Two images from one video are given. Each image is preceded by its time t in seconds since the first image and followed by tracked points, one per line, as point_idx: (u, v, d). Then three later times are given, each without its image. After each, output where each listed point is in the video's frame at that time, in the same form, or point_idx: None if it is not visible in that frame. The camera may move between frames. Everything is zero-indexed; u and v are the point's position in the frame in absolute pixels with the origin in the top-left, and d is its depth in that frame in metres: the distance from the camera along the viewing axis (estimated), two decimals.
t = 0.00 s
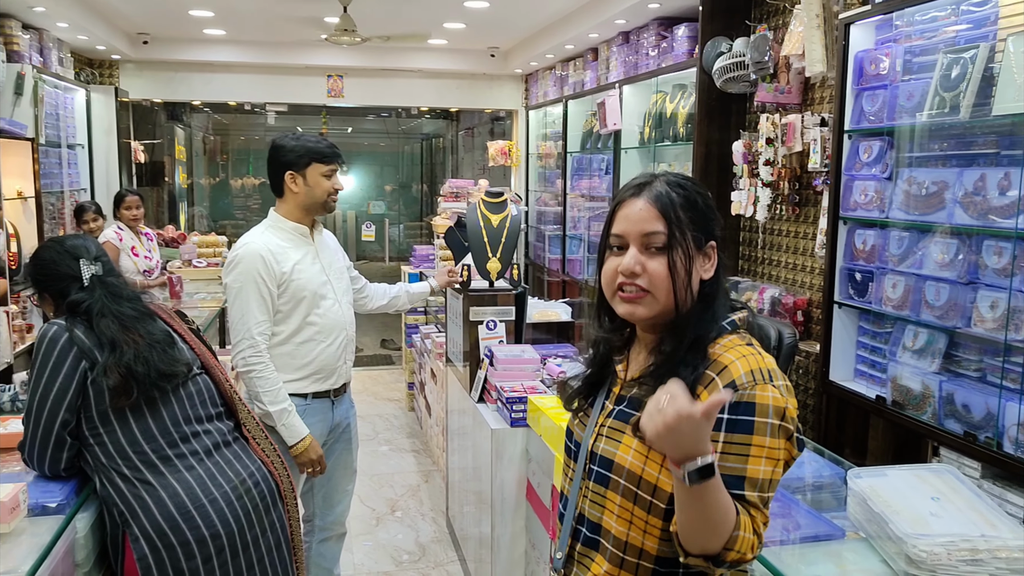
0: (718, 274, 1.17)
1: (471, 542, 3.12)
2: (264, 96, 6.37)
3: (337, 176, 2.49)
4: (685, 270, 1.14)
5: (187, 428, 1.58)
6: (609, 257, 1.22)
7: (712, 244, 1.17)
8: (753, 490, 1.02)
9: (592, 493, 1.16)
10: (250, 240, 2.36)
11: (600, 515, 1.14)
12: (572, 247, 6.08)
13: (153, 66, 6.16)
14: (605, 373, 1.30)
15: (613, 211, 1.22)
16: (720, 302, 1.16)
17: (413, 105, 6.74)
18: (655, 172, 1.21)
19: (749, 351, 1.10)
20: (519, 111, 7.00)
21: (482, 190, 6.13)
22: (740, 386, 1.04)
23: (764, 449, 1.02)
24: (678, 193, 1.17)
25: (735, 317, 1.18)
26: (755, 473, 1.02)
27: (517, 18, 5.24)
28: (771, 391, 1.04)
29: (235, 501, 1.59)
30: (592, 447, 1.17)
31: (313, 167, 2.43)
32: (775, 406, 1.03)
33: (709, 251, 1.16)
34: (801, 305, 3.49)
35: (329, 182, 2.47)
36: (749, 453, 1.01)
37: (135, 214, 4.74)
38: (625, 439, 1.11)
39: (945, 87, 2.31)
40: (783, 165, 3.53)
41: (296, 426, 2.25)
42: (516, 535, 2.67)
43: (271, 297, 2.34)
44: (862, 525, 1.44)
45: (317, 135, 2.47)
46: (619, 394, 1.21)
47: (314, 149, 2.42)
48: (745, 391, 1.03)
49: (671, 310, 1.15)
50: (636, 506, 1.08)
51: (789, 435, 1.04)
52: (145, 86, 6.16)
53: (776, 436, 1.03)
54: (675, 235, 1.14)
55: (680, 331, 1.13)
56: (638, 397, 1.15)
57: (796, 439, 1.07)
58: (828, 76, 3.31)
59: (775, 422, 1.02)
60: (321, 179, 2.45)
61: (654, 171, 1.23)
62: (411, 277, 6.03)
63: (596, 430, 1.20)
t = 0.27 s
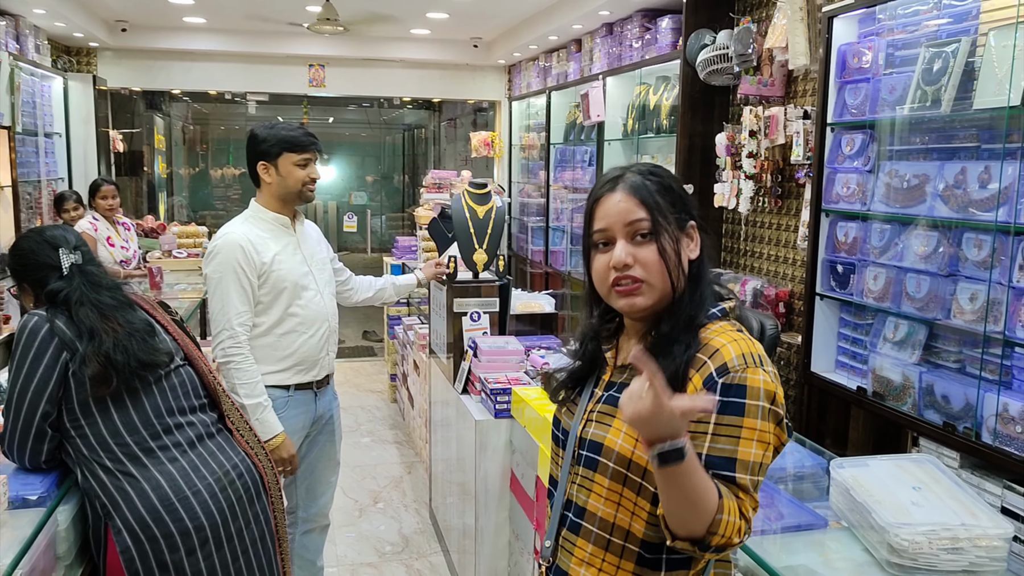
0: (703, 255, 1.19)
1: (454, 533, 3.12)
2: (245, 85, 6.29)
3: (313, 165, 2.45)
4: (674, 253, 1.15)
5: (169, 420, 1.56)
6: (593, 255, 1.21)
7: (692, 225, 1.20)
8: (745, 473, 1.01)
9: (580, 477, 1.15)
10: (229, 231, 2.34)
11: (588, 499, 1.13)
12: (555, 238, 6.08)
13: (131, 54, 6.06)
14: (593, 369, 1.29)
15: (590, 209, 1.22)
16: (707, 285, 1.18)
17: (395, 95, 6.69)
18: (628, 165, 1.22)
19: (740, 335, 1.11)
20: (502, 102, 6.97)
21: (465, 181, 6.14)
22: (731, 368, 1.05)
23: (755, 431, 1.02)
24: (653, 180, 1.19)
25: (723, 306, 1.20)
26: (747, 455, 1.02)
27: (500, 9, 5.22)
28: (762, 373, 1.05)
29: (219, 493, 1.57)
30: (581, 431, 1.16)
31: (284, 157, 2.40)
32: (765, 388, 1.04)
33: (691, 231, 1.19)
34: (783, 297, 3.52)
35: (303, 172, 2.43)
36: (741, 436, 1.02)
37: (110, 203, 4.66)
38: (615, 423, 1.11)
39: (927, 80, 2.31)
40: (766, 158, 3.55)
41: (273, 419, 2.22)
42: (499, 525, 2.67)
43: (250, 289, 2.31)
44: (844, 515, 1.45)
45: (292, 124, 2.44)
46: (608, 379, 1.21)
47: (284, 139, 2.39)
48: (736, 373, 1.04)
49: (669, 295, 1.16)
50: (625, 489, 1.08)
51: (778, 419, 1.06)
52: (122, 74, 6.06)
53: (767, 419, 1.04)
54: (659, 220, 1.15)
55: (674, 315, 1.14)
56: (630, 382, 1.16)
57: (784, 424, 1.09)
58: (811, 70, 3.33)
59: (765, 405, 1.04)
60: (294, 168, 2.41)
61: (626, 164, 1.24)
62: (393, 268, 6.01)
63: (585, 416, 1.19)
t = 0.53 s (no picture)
0: (688, 253, 1.15)
1: (439, 525, 3.11)
2: (226, 73, 6.21)
3: (288, 154, 2.41)
4: (659, 253, 1.11)
5: (154, 410, 1.54)
6: (578, 254, 1.18)
7: (678, 223, 1.15)
8: (751, 470, 1.00)
9: (574, 480, 1.15)
10: (212, 219, 2.32)
11: (585, 502, 1.13)
12: (539, 231, 6.08)
13: (111, 40, 5.95)
14: (581, 367, 1.27)
15: (575, 205, 1.18)
16: (691, 283, 1.13)
17: (379, 86, 6.64)
18: (612, 162, 1.18)
19: (728, 333, 1.06)
20: (486, 94, 6.94)
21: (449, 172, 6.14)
22: (721, 369, 1.01)
23: (754, 428, 1.00)
24: (637, 178, 1.15)
25: (708, 300, 1.15)
26: (750, 453, 1.00)
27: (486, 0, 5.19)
28: (753, 370, 1.02)
29: (206, 485, 1.55)
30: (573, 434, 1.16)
31: (257, 147, 2.38)
32: (759, 385, 1.01)
33: (676, 229, 1.14)
34: (767, 292, 3.54)
35: (276, 161, 2.39)
36: (741, 434, 0.99)
37: (88, 192, 4.59)
38: (608, 426, 1.11)
39: (915, 78, 2.33)
40: (752, 152, 3.56)
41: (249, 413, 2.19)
42: (486, 518, 2.65)
43: (229, 282, 2.28)
44: (833, 508, 1.47)
45: (270, 114, 2.41)
46: (597, 380, 1.18)
47: (256, 127, 2.37)
48: (726, 374, 1.01)
49: (653, 292, 1.12)
50: (623, 492, 1.08)
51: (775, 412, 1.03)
52: (102, 60, 5.95)
53: (763, 414, 1.02)
54: (644, 219, 1.12)
55: (660, 315, 1.10)
56: (618, 383, 1.13)
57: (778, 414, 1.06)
58: (798, 65, 3.35)
59: (760, 401, 1.01)
60: (266, 158, 2.38)
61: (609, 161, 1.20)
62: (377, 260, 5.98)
63: (576, 418, 1.18)
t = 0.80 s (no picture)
0: (685, 256, 1.10)
1: (424, 527, 3.08)
2: (204, 71, 6.12)
3: (266, 153, 2.37)
4: (648, 248, 1.07)
5: (141, 414, 1.50)
6: (574, 238, 1.15)
7: (679, 224, 1.11)
8: (739, 472, 0.97)
9: (567, 483, 1.12)
10: (194, 220, 2.27)
11: (578, 505, 1.10)
12: (521, 230, 6.07)
13: (85, 37, 5.83)
14: (574, 366, 1.21)
15: (579, 190, 1.16)
16: (686, 286, 1.09)
17: (359, 84, 6.58)
18: (622, 155, 1.15)
19: (720, 334, 1.04)
20: (467, 92, 6.90)
21: (430, 172, 6.17)
22: (713, 368, 0.99)
23: (744, 430, 0.98)
24: (644, 172, 1.11)
25: (704, 302, 1.11)
26: (739, 454, 0.97)
27: None
28: (745, 371, 1.00)
29: (194, 489, 1.52)
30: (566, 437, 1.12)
31: (234, 146, 2.35)
32: (749, 385, 0.99)
33: (675, 232, 1.10)
34: (751, 291, 3.55)
35: (254, 161, 2.35)
36: (730, 436, 0.97)
37: (63, 193, 4.52)
38: (601, 427, 1.07)
39: (899, 77, 2.34)
40: (736, 152, 3.56)
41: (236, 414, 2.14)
42: (472, 519, 2.63)
43: (208, 281, 2.23)
44: (826, 506, 1.47)
45: (249, 113, 2.38)
46: (591, 381, 1.14)
47: (233, 127, 2.34)
48: (718, 373, 0.98)
49: (636, 286, 1.08)
50: (616, 494, 1.05)
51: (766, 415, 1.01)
52: (78, 57, 5.82)
53: (753, 415, 0.99)
54: (640, 212, 1.07)
55: (644, 313, 1.07)
56: (612, 385, 1.09)
57: (768, 417, 1.04)
58: (782, 64, 3.35)
59: (751, 402, 0.99)
60: (244, 157, 2.34)
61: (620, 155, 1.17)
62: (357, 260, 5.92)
63: (569, 419, 1.14)
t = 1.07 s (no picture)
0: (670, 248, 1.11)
1: (398, 527, 3.05)
2: (160, 68, 5.97)
3: (225, 152, 2.31)
4: (638, 242, 1.07)
5: (111, 421, 1.32)
6: (558, 240, 1.13)
7: (661, 217, 1.11)
8: (722, 469, 0.96)
9: (553, 481, 1.10)
10: (156, 221, 2.22)
11: (564, 503, 1.08)
12: (487, 226, 6.04)
13: (36, 35, 5.67)
14: (558, 359, 1.20)
15: (559, 191, 1.14)
16: (672, 279, 1.09)
17: (319, 81, 6.47)
18: (601, 151, 1.14)
19: (706, 331, 1.03)
20: (429, 88, 6.84)
21: (394, 170, 6.12)
22: (699, 365, 0.97)
23: (728, 426, 0.97)
24: (624, 169, 1.10)
25: (688, 296, 1.11)
26: (723, 451, 0.97)
27: None
28: (730, 367, 0.99)
29: (168, 500, 1.36)
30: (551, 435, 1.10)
31: (192, 146, 2.29)
32: (735, 381, 0.98)
33: (659, 224, 1.10)
34: (718, 284, 3.58)
35: (212, 160, 2.29)
36: (715, 432, 0.96)
37: (16, 196, 4.36)
38: (587, 425, 1.06)
39: (864, 70, 2.37)
40: (702, 145, 3.59)
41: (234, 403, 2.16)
42: (448, 518, 2.60)
43: (176, 284, 2.17)
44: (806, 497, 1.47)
45: (207, 112, 2.32)
46: (575, 377, 1.13)
47: (190, 126, 2.29)
48: (704, 370, 0.97)
49: (626, 284, 1.08)
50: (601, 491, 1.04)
51: (752, 410, 1.00)
52: (29, 56, 5.67)
53: (738, 412, 0.98)
54: (625, 207, 1.07)
55: (632, 308, 1.06)
56: (598, 382, 1.07)
57: (756, 413, 1.03)
58: (746, 59, 3.38)
59: (736, 399, 0.98)
60: (201, 157, 2.28)
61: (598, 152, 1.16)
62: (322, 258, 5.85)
63: (554, 416, 1.12)
